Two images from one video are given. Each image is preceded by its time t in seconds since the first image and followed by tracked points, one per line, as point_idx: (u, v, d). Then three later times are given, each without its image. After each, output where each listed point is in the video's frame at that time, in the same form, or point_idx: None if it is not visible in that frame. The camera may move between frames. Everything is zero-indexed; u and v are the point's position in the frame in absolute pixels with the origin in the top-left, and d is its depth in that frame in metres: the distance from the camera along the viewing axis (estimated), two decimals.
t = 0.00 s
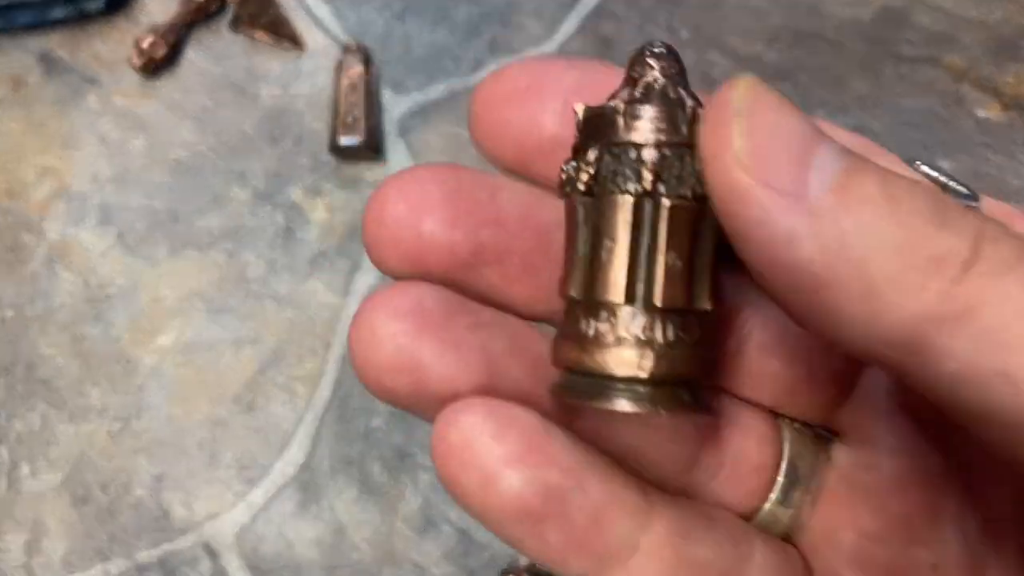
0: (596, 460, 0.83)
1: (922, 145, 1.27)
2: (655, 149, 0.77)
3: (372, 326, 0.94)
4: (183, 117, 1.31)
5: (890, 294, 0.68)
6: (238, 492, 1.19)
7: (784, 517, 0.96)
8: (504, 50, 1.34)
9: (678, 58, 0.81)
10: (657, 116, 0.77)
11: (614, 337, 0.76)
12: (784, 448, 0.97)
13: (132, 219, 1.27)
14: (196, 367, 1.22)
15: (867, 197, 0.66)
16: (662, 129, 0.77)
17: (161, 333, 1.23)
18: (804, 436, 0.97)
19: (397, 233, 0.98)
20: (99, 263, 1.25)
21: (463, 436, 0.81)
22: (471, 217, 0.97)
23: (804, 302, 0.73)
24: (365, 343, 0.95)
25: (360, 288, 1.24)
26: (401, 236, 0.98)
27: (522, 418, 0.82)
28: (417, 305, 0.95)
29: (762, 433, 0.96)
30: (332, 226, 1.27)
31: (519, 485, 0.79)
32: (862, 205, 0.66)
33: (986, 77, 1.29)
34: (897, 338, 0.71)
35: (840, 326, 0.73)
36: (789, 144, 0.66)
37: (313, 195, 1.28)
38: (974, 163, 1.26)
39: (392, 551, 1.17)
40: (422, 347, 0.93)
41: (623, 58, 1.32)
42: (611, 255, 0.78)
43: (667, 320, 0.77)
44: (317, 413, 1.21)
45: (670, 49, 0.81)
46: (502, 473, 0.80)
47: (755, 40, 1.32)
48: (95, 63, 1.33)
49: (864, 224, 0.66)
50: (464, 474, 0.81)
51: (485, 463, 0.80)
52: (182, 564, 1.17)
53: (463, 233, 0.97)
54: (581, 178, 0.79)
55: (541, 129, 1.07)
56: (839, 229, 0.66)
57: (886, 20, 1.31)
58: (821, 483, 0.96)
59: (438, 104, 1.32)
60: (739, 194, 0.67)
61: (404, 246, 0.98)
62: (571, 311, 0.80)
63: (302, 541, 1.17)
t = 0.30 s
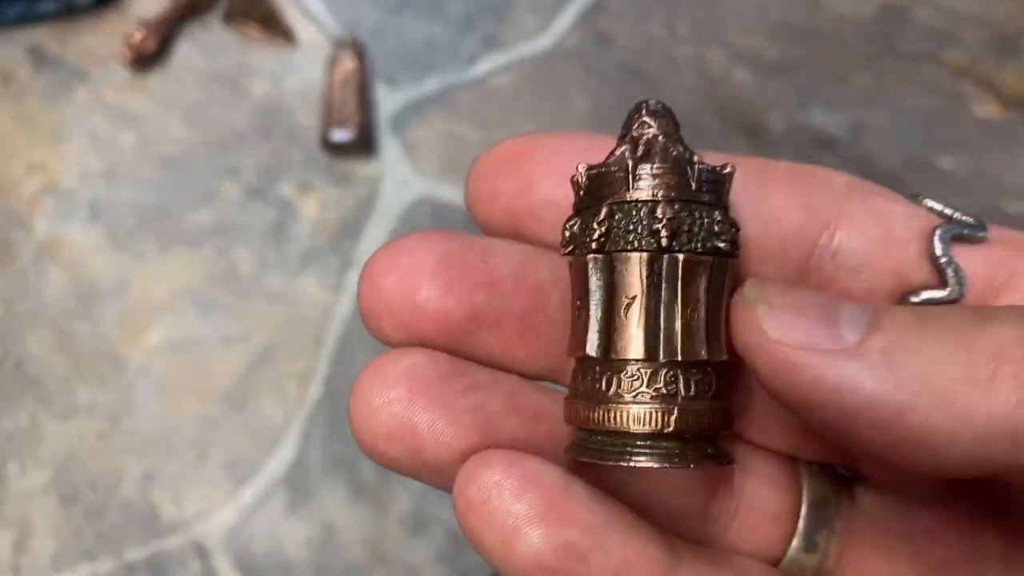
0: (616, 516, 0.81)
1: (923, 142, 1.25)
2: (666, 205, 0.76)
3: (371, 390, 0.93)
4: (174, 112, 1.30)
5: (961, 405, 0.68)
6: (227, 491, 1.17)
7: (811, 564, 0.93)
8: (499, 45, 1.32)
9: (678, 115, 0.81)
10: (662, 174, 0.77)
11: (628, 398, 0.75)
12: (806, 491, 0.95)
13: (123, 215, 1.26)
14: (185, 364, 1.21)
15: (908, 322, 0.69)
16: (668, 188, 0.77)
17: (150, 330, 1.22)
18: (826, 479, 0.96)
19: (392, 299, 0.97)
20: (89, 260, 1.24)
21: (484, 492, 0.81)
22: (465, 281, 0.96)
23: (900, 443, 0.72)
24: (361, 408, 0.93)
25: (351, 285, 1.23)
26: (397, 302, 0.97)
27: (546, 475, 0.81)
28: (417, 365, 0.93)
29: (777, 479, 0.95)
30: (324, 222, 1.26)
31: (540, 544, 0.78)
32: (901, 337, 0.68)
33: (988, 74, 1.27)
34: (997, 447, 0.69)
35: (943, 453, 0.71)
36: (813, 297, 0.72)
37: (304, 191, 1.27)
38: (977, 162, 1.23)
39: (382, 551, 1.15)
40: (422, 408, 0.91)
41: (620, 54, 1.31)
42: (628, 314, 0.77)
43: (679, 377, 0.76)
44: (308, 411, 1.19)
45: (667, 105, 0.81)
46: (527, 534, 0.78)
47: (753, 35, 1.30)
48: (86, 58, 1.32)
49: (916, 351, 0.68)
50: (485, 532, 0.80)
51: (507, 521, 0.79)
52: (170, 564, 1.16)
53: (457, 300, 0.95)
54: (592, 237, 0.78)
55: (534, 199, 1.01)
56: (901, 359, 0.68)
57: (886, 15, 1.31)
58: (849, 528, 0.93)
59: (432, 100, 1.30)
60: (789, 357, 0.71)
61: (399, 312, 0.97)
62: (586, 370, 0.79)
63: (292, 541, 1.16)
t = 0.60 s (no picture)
0: (597, 529, 0.82)
1: (916, 141, 1.25)
2: (612, 218, 0.77)
3: (354, 405, 0.93)
4: (172, 109, 1.30)
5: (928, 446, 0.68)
6: (224, 486, 1.18)
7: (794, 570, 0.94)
8: (496, 43, 1.33)
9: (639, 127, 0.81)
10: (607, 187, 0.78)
11: (594, 410, 0.76)
12: (786, 499, 0.96)
13: (120, 211, 1.26)
14: (183, 360, 1.21)
15: (874, 362, 0.68)
16: (617, 199, 0.77)
17: (148, 326, 1.23)
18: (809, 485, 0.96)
19: (375, 312, 0.97)
20: (86, 255, 1.24)
21: (467, 509, 0.82)
22: (449, 295, 0.96)
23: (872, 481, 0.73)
24: (345, 421, 0.94)
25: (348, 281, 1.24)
26: (381, 316, 0.97)
27: (526, 490, 0.83)
28: (399, 379, 0.94)
29: (755, 486, 0.96)
30: (321, 218, 1.26)
31: (521, 559, 0.80)
32: (866, 378, 0.68)
33: (980, 73, 1.28)
34: (970, 481, 0.69)
35: (918, 490, 0.71)
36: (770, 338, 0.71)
37: (301, 187, 1.27)
38: (969, 161, 1.24)
39: (379, 545, 1.16)
40: (406, 422, 0.91)
41: (616, 52, 1.32)
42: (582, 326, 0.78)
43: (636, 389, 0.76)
44: (305, 406, 1.20)
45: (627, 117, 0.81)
46: (508, 550, 0.80)
47: (748, 34, 1.31)
48: (84, 55, 1.32)
49: (881, 394, 0.67)
50: (470, 547, 0.82)
51: (490, 537, 0.81)
52: (167, 559, 1.16)
53: (442, 313, 0.96)
54: (544, 251, 0.79)
55: (515, 209, 0.99)
56: (870, 403, 0.68)
57: (880, 15, 1.32)
58: (829, 536, 0.94)
59: (429, 97, 1.31)
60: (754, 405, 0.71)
61: (383, 326, 0.97)
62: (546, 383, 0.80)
63: (289, 536, 1.16)
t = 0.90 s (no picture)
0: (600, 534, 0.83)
1: (915, 140, 1.25)
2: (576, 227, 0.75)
3: (371, 409, 0.93)
4: (171, 109, 1.30)
5: (910, 487, 0.63)
6: (224, 486, 1.18)
7: (788, 567, 0.94)
8: (496, 42, 1.32)
9: (623, 127, 0.78)
10: (569, 194, 0.76)
11: (581, 420, 0.74)
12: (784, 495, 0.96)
13: (120, 211, 1.26)
14: (182, 360, 1.21)
15: (856, 394, 0.63)
16: (580, 205, 0.76)
17: (148, 326, 1.22)
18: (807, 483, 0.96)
19: (391, 316, 0.97)
20: (85, 256, 1.24)
21: (473, 514, 0.82)
22: (465, 298, 0.96)
23: (847, 519, 0.68)
24: (362, 426, 0.94)
25: (347, 281, 1.23)
26: (396, 318, 0.97)
27: (532, 493, 0.83)
28: (414, 383, 0.94)
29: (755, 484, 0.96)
30: (320, 218, 1.26)
31: (528, 563, 0.80)
32: (847, 413, 0.63)
33: (980, 72, 1.28)
34: (948, 524, 0.65)
35: (895, 530, 0.67)
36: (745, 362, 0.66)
37: (300, 187, 1.27)
38: (968, 160, 1.24)
39: (379, 545, 1.16)
40: (423, 426, 0.92)
41: (615, 51, 1.32)
42: (551, 335, 0.77)
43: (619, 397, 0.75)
44: (305, 406, 1.20)
45: (608, 118, 0.79)
46: (514, 555, 0.81)
47: (748, 33, 1.31)
48: (83, 55, 1.32)
49: (862, 431, 0.63)
50: (477, 552, 0.82)
51: (496, 541, 0.81)
52: (167, 559, 1.16)
53: (459, 317, 0.96)
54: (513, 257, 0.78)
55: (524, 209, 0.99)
56: (851, 440, 0.63)
57: (879, 14, 1.32)
58: (825, 538, 0.94)
59: (428, 97, 1.30)
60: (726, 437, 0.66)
61: (398, 329, 0.97)
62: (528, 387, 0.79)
63: (289, 536, 1.16)
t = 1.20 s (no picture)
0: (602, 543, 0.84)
1: (914, 140, 1.25)
2: (544, 246, 0.75)
3: (391, 418, 0.94)
4: (169, 110, 1.30)
5: (883, 531, 0.62)
6: (222, 488, 1.17)
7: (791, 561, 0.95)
8: (494, 44, 1.32)
9: (616, 143, 0.77)
10: (551, 209, 0.76)
11: (568, 439, 0.73)
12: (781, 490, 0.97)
13: (118, 213, 1.26)
14: (180, 362, 1.21)
15: (830, 435, 0.61)
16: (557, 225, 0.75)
17: (145, 328, 1.22)
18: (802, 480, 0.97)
19: (415, 327, 0.96)
20: (83, 258, 1.24)
21: (479, 526, 0.85)
22: (490, 311, 0.96)
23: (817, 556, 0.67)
24: (382, 433, 0.95)
25: (346, 283, 1.23)
26: (421, 329, 0.96)
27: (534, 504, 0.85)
28: (435, 393, 0.94)
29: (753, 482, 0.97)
30: (318, 219, 1.26)
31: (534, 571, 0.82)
32: (822, 454, 0.61)
33: (979, 72, 1.28)
34: (918, 565, 0.64)
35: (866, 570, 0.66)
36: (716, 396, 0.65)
37: (299, 188, 1.27)
38: (967, 160, 1.24)
39: (378, 547, 1.16)
40: (443, 437, 0.93)
41: (613, 52, 1.31)
42: (530, 350, 0.76)
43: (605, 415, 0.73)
44: (302, 409, 1.19)
45: (603, 134, 0.78)
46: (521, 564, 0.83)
47: (746, 34, 1.31)
48: (80, 57, 1.32)
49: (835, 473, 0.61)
50: (486, 562, 0.84)
51: (503, 552, 0.84)
52: (165, 562, 1.16)
53: (483, 331, 0.96)
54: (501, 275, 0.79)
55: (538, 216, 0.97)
56: (823, 482, 0.61)
57: (877, 14, 1.31)
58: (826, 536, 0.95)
59: (426, 98, 1.30)
60: (698, 474, 0.65)
61: (420, 340, 0.97)
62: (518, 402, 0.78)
63: (288, 538, 1.16)
